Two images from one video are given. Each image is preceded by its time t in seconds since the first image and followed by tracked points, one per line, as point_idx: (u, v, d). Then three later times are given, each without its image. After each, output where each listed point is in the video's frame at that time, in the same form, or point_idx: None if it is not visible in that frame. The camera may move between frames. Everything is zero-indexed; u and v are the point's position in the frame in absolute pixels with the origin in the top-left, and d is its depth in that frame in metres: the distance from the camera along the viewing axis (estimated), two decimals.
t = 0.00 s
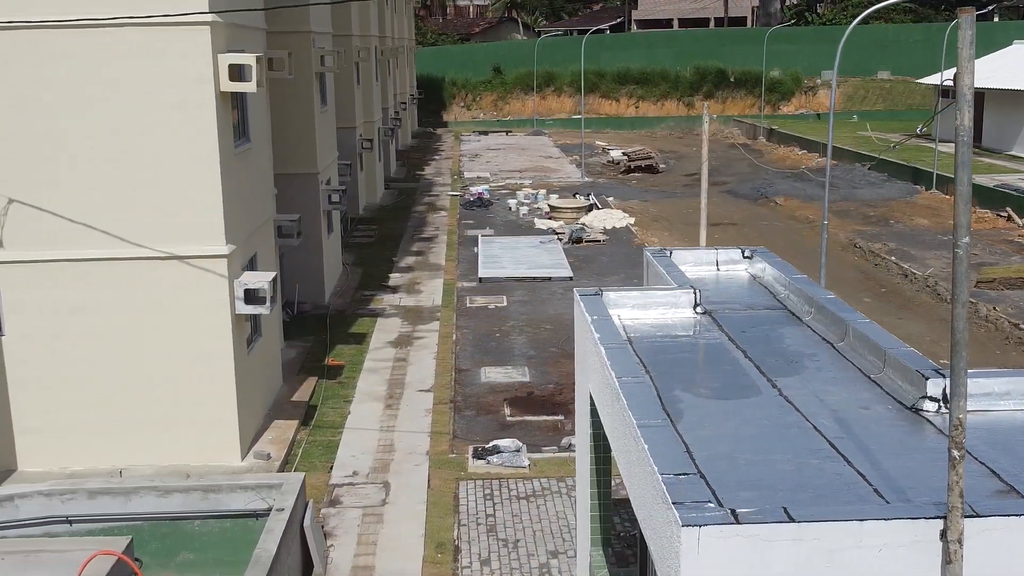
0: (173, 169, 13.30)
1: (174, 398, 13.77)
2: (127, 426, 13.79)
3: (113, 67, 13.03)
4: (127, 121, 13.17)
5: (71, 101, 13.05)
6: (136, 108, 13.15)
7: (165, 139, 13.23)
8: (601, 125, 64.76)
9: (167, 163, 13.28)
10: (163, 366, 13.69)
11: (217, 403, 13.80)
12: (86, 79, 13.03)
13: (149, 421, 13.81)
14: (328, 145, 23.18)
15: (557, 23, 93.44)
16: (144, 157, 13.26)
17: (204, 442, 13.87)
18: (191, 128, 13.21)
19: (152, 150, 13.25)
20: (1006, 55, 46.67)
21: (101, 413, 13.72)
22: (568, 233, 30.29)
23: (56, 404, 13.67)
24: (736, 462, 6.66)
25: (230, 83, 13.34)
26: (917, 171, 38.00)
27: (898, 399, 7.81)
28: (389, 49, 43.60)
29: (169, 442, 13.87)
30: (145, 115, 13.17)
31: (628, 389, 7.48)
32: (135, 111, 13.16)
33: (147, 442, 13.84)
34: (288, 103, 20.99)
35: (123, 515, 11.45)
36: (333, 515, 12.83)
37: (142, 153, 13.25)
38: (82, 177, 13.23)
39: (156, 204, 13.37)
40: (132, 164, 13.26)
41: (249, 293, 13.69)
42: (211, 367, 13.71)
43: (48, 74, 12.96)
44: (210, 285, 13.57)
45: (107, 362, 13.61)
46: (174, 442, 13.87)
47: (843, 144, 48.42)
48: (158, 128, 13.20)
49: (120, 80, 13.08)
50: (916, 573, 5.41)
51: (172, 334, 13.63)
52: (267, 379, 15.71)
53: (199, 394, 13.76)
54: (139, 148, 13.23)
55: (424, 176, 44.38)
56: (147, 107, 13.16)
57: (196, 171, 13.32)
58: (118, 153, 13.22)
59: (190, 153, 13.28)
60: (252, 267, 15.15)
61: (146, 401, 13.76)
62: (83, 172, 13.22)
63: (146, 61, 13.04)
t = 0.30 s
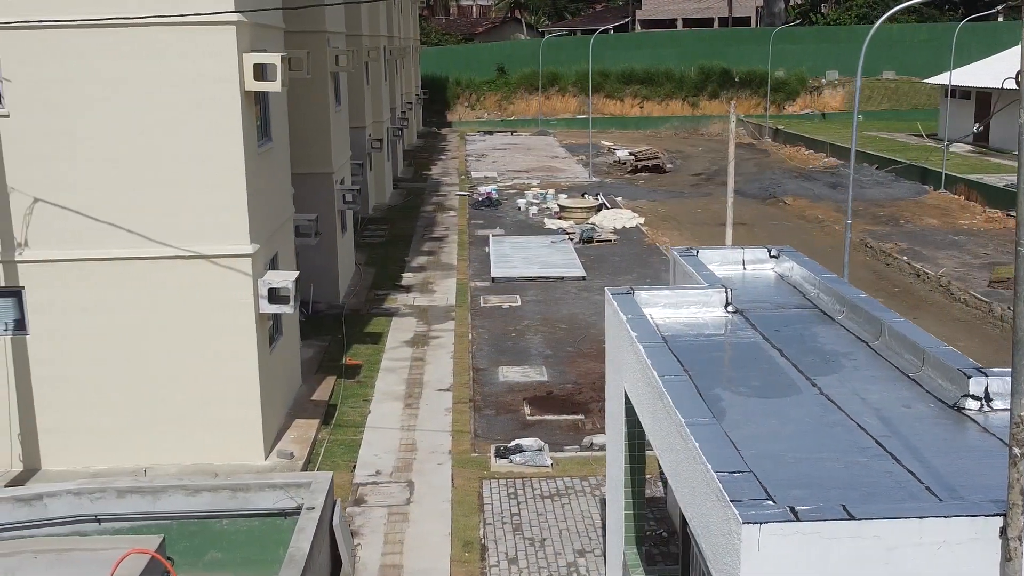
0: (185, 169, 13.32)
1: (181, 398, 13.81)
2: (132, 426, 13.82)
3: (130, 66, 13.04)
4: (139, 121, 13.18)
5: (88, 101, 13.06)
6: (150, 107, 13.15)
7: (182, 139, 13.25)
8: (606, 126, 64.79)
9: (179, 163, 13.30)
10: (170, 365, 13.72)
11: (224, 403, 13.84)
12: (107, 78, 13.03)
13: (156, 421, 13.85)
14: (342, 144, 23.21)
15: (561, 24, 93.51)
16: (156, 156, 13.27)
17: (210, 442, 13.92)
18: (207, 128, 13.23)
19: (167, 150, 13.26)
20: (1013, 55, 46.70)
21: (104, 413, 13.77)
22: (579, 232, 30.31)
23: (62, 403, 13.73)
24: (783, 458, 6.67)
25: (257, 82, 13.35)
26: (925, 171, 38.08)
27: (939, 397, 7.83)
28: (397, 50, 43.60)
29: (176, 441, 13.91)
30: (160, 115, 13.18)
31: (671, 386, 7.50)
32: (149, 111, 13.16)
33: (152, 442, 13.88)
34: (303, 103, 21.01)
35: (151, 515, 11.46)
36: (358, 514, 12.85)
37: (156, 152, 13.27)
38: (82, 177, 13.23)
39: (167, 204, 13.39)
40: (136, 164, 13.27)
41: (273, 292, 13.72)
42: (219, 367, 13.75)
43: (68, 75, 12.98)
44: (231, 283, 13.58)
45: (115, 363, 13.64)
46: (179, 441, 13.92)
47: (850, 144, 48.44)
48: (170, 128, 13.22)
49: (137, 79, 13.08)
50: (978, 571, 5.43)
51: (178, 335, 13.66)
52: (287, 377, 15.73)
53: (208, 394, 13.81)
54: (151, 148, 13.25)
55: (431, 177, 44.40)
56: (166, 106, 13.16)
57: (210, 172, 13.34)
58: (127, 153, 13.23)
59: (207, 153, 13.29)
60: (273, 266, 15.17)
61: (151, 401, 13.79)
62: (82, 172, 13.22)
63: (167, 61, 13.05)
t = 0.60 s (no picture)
0: (204, 169, 13.30)
1: (188, 398, 13.79)
2: (135, 426, 13.81)
3: (152, 66, 13.03)
4: (157, 120, 13.16)
5: (110, 101, 13.06)
6: (170, 107, 13.14)
7: (203, 138, 13.23)
8: (610, 126, 64.78)
9: (198, 163, 13.28)
10: (178, 366, 13.70)
11: (238, 402, 13.82)
12: (132, 79, 13.04)
13: (162, 421, 13.83)
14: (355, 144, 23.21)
15: (564, 24, 93.55)
16: (175, 156, 13.26)
17: (216, 442, 13.91)
18: (228, 128, 13.22)
19: (188, 149, 13.25)
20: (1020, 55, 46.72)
21: (108, 414, 13.75)
22: (589, 232, 30.30)
23: (69, 403, 13.74)
24: (827, 456, 6.68)
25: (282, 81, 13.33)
26: (933, 171, 38.11)
27: (978, 395, 7.84)
28: (404, 50, 43.62)
29: (186, 441, 13.89)
30: (180, 115, 13.16)
31: (713, 385, 7.51)
32: (168, 111, 13.14)
33: (159, 441, 13.86)
34: (318, 104, 21.01)
35: (181, 513, 11.45)
36: (382, 513, 12.86)
37: (176, 151, 13.25)
38: (98, 176, 13.23)
39: (186, 203, 13.37)
40: (155, 163, 13.26)
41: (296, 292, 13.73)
42: (229, 367, 13.72)
43: (89, 74, 12.99)
44: (250, 283, 13.56)
45: (128, 362, 13.63)
46: (186, 441, 13.89)
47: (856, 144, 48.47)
48: (189, 127, 13.20)
49: (157, 78, 13.07)
50: None
51: (186, 334, 13.63)
52: (306, 377, 15.74)
53: (218, 394, 13.79)
54: (170, 147, 13.24)
55: (438, 177, 44.41)
56: (189, 106, 13.15)
57: (231, 173, 13.32)
58: (147, 153, 13.23)
59: (229, 153, 13.28)
60: (294, 266, 15.18)
61: (155, 401, 13.77)
62: (98, 171, 13.22)
63: (190, 60, 13.03)
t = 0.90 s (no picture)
0: (227, 168, 13.33)
1: (208, 398, 13.81)
2: (160, 426, 13.85)
3: (175, 66, 13.07)
4: (180, 120, 13.19)
5: (134, 101, 13.10)
6: (193, 106, 13.17)
7: (226, 138, 13.26)
8: (614, 126, 64.77)
9: (222, 162, 13.31)
10: (198, 365, 13.72)
11: (260, 401, 13.85)
12: (156, 79, 13.08)
13: (183, 421, 13.86)
14: (367, 144, 23.22)
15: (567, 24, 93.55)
16: (198, 155, 13.29)
17: (238, 442, 13.95)
18: (253, 128, 13.25)
19: (211, 149, 13.28)
20: None
21: (131, 413, 13.79)
22: (599, 232, 30.31)
23: (93, 402, 13.77)
24: (873, 452, 6.69)
25: (305, 80, 13.35)
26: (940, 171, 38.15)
27: (1015, 393, 7.86)
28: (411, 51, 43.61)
29: (207, 441, 13.92)
30: (203, 114, 13.19)
31: (753, 383, 7.53)
32: (191, 110, 13.18)
33: (179, 440, 13.89)
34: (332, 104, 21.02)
35: (207, 512, 11.48)
36: (406, 512, 12.89)
37: (199, 151, 13.28)
38: (123, 175, 13.26)
39: (209, 203, 13.41)
40: (178, 162, 13.29)
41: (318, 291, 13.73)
42: (250, 367, 13.76)
43: (114, 74, 13.01)
44: (273, 282, 13.59)
45: (150, 361, 13.66)
46: (210, 441, 13.92)
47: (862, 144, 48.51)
48: (212, 127, 13.23)
49: (181, 78, 13.10)
50: None
51: (206, 334, 13.65)
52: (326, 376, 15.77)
53: (240, 394, 13.82)
54: (193, 147, 13.27)
55: (445, 177, 44.44)
56: (212, 106, 13.18)
57: (253, 172, 13.35)
58: (170, 153, 13.27)
59: (252, 153, 13.31)
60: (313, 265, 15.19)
61: (175, 401, 13.81)
62: (122, 171, 13.24)
63: (214, 60, 13.07)
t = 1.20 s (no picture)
0: (250, 167, 13.33)
1: (229, 397, 13.81)
2: (181, 425, 13.84)
3: (198, 65, 13.05)
4: (203, 119, 13.19)
5: (157, 101, 13.09)
6: (216, 105, 13.15)
7: (249, 137, 13.26)
8: (619, 126, 64.71)
9: (245, 162, 13.31)
10: (219, 365, 13.72)
11: (282, 401, 13.85)
12: (179, 79, 13.07)
13: (203, 420, 13.85)
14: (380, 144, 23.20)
15: (570, 24, 93.55)
16: (220, 155, 13.29)
17: (259, 442, 13.95)
18: (276, 128, 13.24)
19: (234, 148, 13.28)
20: None
21: (153, 412, 13.79)
22: (609, 232, 30.31)
23: (114, 401, 13.76)
24: (918, 452, 6.68)
25: (328, 80, 13.34)
26: (948, 171, 38.18)
27: None
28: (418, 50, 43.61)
29: (228, 440, 13.92)
30: (226, 113, 13.18)
31: (794, 384, 7.51)
32: (214, 109, 13.17)
33: (200, 440, 13.89)
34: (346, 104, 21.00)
35: (234, 512, 11.48)
36: (430, 512, 12.89)
37: (222, 150, 13.28)
38: (145, 174, 13.26)
39: (231, 202, 13.41)
40: (200, 161, 13.29)
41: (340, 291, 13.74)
42: (271, 366, 13.75)
43: (138, 74, 13.01)
44: (294, 282, 13.57)
45: (171, 361, 13.66)
46: (230, 441, 13.92)
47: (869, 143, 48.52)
48: (235, 126, 13.23)
49: (203, 77, 13.08)
50: None
51: (227, 334, 13.64)
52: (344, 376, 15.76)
53: (262, 394, 13.83)
54: (215, 146, 13.26)
55: (453, 177, 44.48)
56: (235, 105, 13.18)
57: (276, 173, 13.35)
58: (193, 152, 13.26)
59: (275, 152, 13.31)
60: (333, 265, 15.18)
61: (196, 400, 13.80)
62: (145, 170, 13.25)
63: (237, 60, 13.06)
